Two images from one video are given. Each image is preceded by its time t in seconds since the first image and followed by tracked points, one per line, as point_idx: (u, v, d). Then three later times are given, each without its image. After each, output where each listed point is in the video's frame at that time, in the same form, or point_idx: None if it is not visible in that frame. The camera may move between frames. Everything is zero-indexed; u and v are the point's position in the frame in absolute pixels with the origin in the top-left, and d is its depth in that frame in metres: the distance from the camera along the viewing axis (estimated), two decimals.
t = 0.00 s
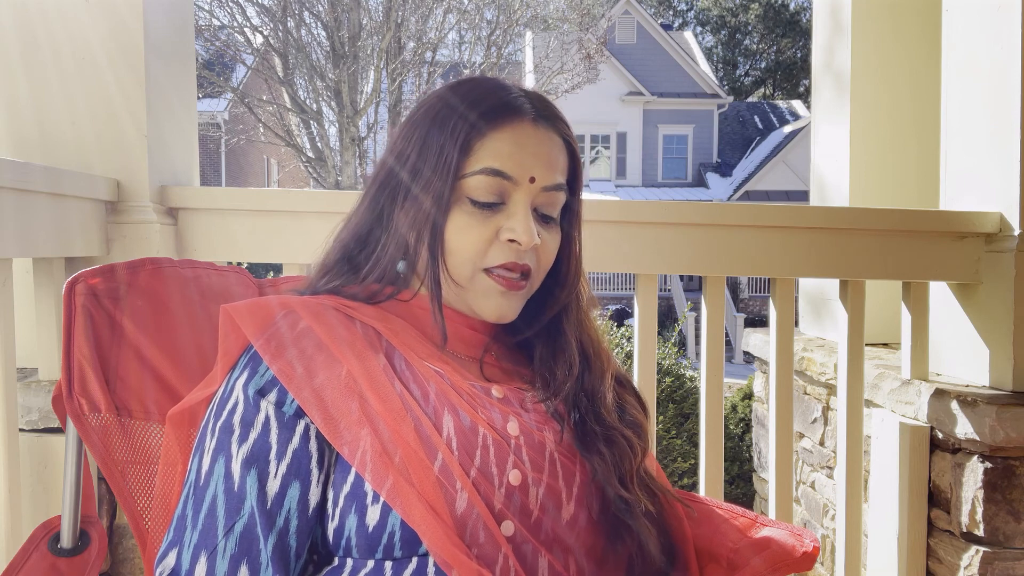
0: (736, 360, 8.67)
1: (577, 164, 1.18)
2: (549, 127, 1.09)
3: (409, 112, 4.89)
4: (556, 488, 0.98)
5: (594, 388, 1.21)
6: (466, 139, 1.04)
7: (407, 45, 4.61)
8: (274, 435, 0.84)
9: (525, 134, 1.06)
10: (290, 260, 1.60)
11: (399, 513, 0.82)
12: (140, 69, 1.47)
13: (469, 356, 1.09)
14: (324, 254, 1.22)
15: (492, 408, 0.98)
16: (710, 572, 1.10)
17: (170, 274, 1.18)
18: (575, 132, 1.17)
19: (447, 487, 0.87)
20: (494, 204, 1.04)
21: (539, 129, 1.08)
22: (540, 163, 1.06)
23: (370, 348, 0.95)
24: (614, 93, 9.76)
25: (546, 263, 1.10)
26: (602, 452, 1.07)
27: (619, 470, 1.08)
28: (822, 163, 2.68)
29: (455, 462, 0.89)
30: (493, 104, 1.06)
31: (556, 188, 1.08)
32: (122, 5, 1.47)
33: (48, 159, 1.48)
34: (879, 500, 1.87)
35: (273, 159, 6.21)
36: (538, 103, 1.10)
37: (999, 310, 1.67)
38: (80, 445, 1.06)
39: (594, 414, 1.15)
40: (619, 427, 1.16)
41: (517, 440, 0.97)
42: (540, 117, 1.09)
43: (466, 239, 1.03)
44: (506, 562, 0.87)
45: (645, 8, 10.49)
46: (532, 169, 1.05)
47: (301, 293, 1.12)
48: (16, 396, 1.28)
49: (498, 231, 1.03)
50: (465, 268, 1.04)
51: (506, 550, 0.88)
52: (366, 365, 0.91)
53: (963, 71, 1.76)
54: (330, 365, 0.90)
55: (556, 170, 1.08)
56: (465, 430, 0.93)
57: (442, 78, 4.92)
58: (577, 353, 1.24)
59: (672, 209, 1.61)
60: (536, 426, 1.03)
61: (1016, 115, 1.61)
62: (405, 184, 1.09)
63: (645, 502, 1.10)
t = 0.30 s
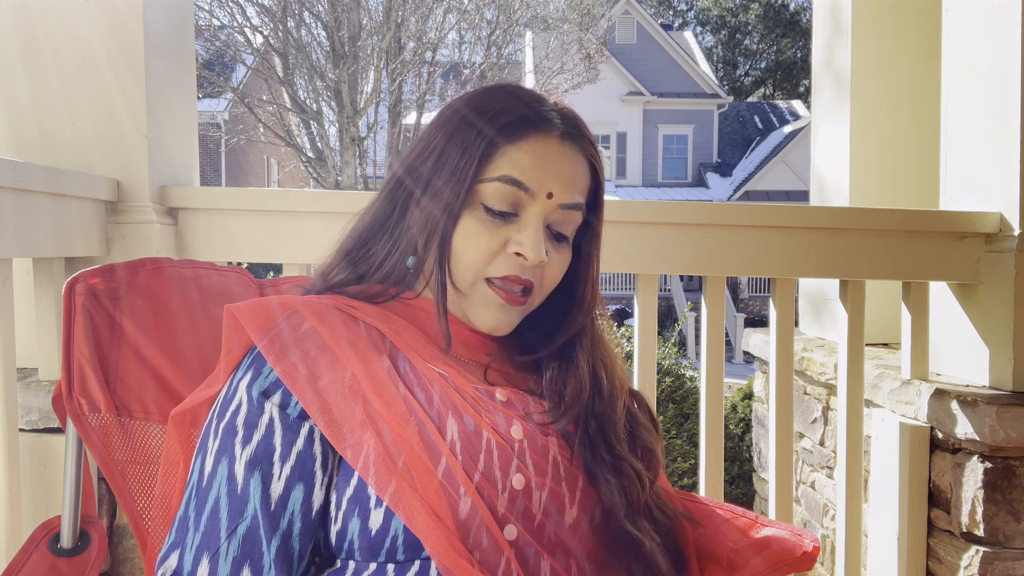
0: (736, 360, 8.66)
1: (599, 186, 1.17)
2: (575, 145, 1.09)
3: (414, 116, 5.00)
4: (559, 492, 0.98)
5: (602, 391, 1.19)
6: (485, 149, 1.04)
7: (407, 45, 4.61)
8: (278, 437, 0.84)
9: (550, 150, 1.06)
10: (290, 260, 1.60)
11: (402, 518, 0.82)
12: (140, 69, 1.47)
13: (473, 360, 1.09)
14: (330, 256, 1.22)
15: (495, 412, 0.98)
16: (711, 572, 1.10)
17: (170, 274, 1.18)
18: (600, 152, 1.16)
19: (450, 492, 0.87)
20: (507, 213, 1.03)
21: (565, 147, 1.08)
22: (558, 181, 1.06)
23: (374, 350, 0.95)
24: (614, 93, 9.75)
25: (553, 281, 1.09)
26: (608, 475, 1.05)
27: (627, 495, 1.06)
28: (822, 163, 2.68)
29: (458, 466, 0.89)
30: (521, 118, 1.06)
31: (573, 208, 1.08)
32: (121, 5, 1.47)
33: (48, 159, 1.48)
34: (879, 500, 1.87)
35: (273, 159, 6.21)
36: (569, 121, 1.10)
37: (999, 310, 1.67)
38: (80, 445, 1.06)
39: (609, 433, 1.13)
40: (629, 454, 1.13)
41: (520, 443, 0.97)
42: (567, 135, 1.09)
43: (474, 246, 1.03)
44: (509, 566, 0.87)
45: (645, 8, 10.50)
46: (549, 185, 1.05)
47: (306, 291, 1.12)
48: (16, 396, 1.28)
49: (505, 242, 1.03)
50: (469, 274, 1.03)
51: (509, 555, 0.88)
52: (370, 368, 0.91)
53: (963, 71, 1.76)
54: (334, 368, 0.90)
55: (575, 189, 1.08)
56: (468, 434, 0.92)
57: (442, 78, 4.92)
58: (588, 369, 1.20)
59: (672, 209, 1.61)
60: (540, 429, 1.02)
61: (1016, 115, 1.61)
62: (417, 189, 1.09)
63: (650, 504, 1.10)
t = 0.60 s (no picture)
0: (736, 360, 8.66)
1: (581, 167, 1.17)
2: (552, 127, 1.09)
3: (413, 115, 4.96)
4: (559, 491, 0.98)
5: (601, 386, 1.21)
6: (469, 141, 1.04)
7: (407, 45, 4.61)
8: (278, 436, 0.84)
9: (529, 135, 1.06)
10: (290, 260, 1.60)
11: (402, 516, 0.83)
12: (140, 69, 1.47)
13: (475, 359, 1.09)
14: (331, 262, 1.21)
15: (496, 412, 0.97)
16: (711, 572, 1.10)
17: (170, 274, 1.18)
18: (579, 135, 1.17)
19: (451, 491, 0.87)
20: (501, 204, 1.04)
21: (542, 130, 1.08)
22: (546, 164, 1.06)
23: (375, 350, 0.94)
24: (614, 93, 9.73)
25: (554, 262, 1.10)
26: (614, 453, 1.10)
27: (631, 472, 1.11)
28: (822, 163, 2.68)
29: (459, 465, 0.88)
30: (497, 105, 1.06)
31: (560, 187, 1.09)
32: (121, 5, 1.47)
33: (48, 159, 1.48)
34: (879, 500, 1.87)
35: (273, 159, 6.21)
36: (543, 105, 1.10)
37: (999, 310, 1.67)
38: (80, 445, 1.06)
39: (605, 417, 1.16)
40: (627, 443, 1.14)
41: (521, 443, 0.96)
42: (543, 117, 1.09)
43: (475, 241, 1.02)
44: (509, 566, 0.88)
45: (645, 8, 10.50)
46: (537, 169, 1.06)
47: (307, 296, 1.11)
48: (16, 396, 1.28)
49: (505, 231, 1.03)
50: (474, 269, 1.03)
51: (509, 554, 0.88)
52: (370, 367, 0.91)
53: (963, 71, 1.76)
54: (335, 368, 0.90)
55: (561, 169, 1.09)
56: (469, 433, 0.92)
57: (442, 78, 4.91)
58: (592, 359, 1.22)
59: (672, 209, 1.61)
60: (541, 429, 1.02)
61: (1016, 115, 1.61)
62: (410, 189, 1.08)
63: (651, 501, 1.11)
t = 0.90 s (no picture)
0: (736, 360, 8.65)
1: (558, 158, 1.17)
2: (527, 118, 1.09)
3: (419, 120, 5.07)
4: (552, 486, 0.97)
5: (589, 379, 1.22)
6: (444, 131, 1.04)
7: (407, 45, 4.60)
8: (268, 434, 0.84)
9: (502, 127, 1.06)
10: (290, 260, 1.60)
11: (394, 510, 0.82)
12: (140, 69, 1.47)
13: (465, 354, 1.09)
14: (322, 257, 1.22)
15: (486, 407, 0.98)
16: (710, 571, 1.10)
17: (169, 274, 1.18)
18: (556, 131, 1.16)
19: (442, 486, 0.87)
20: (475, 198, 1.04)
21: (515, 121, 1.08)
22: (520, 155, 1.06)
23: (365, 349, 0.95)
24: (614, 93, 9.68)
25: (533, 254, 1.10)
26: (598, 435, 1.10)
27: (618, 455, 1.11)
28: (822, 163, 2.68)
29: (449, 460, 0.89)
30: (472, 96, 1.07)
31: (536, 179, 1.08)
32: (122, 5, 1.47)
33: (48, 159, 1.48)
34: (879, 500, 1.87)
35: (273, 159, 6.21)
36: (519, 96, 1.10)
37: (999, 310, 1.67)
38: (80, 445, 1.06)
39: (589, 399, 1.18)
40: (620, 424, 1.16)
41: (511, 438, 0.97)
42: (517, 108, 1.09)
43: (452, 235, 1.03)
44: (503, 561, 0.87)
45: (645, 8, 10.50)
46: (511, 161, 1.05)
47: (300, 294, 1.12)
48: (16, 396, 1.28)
49: (482, 224, 1.04)
50: (454, 263, 1.03)
51: (503, 549, 0.88)
52: (360, 365, 0.92)
53: (963, 71, 1.76)
54: (324, 366, 0.90)
55: (536, 160, 1.09)
56: (458, 429, 0.93)
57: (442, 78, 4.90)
58: (575, 346, 1.23)
59: (672, 209, 1.61)
60: (532, 425, 1.02)
61: (1016, 114, 1.61)
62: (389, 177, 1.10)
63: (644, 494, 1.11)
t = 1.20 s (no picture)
0: (736, 360, 8.64)
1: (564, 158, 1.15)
2: (526, 112, 1.09)
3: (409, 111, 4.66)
4: (555, 487, 0.97)
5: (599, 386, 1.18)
6: (437, 118, 1.07)
7: (407, 45, 4.60)
8: (272, 433, 0.84)
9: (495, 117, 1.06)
10: (290, 260, 1.60)
11: (397, 508, 0.83)
12: (140, 69, 1.47)
13: (468, 354, 1.08)
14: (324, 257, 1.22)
15: (490, 407, 0.98)
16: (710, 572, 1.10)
17: (170, 274, 1.18)
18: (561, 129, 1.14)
19: (445, 485, 0.88)
20: (461, 182, 1.05)
21: (512, 114, 1.07)
22: (510, 145, 1.06)
23: (369, 348, 0.95)
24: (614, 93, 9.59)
25: (522, 249, 1.09)
26: (609, 461, 1.05)
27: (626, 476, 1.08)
28: (822, 162, 2.68)
29: (453, 460, 0.89)
30: (470, 89, 1.08)
31: (529, 169, 1.08)
32: (122, 5, 1.47)
33: (48, 159, 1.48)
34: (879, 500, 1.87)
35: (273, 159, 6.22)
36: (523, 93, 1.10)
37: (999, 310, 1.67)
38: (80, 445, 1.06)
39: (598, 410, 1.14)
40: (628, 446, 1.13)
41: (515, 438, 0.96)
42: (517, 103, 1.08)
43: (434, 218, 1.05)
44: (505, 561, 0.88)
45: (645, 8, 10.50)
46: (500, 150, 1.06)
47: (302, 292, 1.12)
48: (16, 396, 1.28)
49: (464, 210, 1.04)
50: (434, 246, 1.05)
51: (505, 549, 0.88)
52: (363, 364, 0.92)
53: (963, 71, 1.76)
54: (328, 364, 0.90)
55: (529, 152, 1.08)
56: (462, 428, 0.93)
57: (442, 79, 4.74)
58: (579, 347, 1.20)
59: (672, 209, 1.61)
60: (536, 425, 1.02)
61: (1016, 114, 1.61)
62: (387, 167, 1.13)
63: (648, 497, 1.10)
